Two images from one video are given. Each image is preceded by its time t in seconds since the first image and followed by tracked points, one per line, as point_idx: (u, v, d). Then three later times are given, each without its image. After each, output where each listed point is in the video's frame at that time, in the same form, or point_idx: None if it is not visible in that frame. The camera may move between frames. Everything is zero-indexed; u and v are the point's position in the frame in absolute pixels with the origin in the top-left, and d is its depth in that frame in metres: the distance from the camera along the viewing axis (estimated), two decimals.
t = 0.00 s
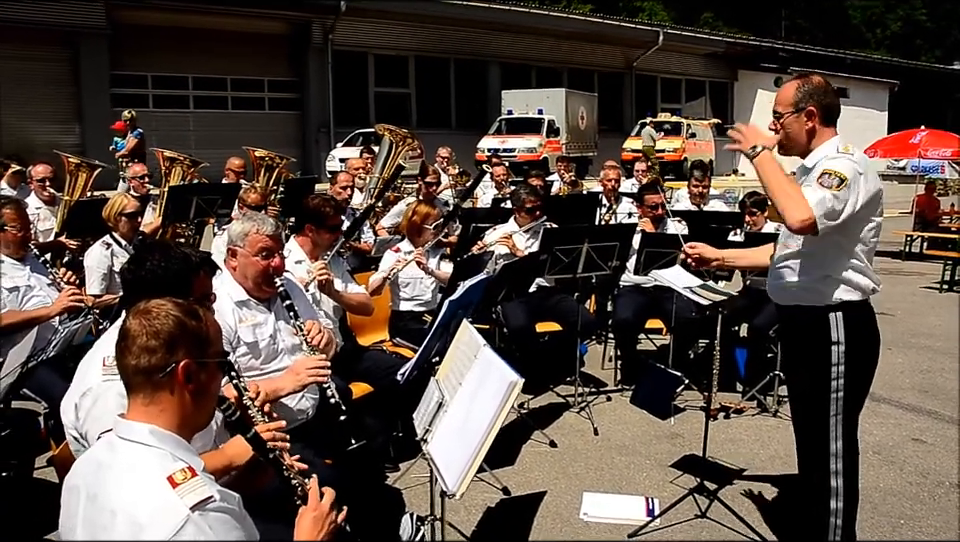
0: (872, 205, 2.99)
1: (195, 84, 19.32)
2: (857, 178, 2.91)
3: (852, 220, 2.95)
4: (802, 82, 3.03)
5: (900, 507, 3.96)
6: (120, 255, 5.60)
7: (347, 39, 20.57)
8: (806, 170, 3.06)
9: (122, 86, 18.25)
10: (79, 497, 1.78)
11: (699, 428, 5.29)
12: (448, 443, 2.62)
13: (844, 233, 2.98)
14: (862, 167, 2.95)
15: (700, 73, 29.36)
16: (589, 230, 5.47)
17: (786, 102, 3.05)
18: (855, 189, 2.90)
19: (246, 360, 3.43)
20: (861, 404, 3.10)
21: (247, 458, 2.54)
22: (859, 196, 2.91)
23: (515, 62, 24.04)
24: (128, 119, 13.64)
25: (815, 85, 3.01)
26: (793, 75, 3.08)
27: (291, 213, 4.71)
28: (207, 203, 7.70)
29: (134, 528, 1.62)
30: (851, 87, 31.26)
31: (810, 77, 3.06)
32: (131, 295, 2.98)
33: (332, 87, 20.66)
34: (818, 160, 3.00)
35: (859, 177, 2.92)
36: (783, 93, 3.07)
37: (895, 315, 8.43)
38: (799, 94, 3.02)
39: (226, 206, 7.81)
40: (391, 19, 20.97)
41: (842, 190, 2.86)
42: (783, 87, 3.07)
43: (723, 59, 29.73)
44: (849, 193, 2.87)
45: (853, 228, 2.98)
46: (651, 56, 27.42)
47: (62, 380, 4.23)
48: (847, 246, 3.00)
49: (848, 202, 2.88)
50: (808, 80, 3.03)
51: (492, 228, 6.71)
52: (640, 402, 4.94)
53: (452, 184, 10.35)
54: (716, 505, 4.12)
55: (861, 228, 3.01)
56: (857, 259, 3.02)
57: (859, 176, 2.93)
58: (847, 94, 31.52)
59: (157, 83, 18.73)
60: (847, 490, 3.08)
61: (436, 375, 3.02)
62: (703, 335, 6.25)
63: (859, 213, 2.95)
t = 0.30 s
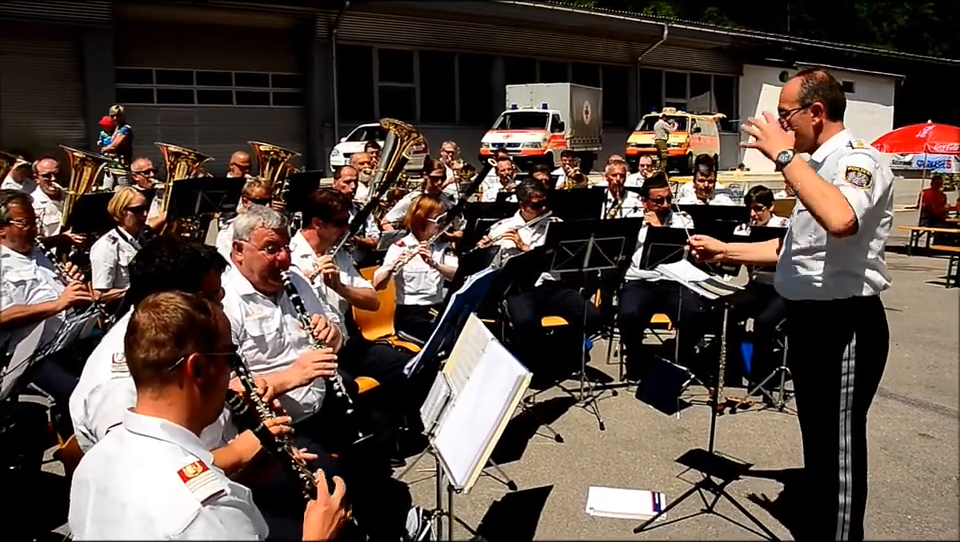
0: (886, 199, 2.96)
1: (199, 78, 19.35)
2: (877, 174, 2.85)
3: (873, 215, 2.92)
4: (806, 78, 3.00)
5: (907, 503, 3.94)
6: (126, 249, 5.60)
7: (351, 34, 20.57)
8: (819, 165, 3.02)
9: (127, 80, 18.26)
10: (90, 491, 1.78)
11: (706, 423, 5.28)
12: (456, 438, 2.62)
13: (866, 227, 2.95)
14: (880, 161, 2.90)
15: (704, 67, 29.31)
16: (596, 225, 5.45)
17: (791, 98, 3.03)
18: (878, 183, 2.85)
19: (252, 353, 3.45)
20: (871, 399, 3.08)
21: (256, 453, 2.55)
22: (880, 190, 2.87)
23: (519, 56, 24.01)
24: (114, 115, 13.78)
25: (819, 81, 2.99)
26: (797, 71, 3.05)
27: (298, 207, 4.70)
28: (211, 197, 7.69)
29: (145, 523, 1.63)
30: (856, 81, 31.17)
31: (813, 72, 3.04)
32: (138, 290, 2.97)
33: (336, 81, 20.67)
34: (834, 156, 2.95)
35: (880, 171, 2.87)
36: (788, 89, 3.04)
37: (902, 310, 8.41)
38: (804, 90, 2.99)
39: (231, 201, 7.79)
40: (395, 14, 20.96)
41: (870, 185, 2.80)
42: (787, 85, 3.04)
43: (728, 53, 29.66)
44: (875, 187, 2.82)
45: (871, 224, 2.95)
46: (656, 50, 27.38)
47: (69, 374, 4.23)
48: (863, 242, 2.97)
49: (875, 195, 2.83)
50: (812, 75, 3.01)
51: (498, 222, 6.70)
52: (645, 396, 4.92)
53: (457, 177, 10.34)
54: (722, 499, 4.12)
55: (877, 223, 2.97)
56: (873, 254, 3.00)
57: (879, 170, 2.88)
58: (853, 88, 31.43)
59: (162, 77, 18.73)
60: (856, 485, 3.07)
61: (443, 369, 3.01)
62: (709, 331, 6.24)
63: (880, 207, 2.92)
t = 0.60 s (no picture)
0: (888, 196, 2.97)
1: (205, 78, 19.37)
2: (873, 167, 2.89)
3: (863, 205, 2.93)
4: (826, 73, 2.99)
5: (917, 504, 3.93)
6: (135, 250, 5.61)
7: (357, 33, 20.58)
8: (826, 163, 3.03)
9: (133, 80, 18.29)
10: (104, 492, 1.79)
11: (714, 423, 5.28)
12: (467, 437, 2.62)
13: (862, 222, 2.96)
14: (878, 154, 2.93)
15: (711, 66, 29.28)
16: (604, 225, 5.46)
17: (809, 93, 3.01)
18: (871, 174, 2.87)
19: (262, 353, 3.45)
20: (882, 399, 3.07)
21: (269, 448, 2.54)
22: (875, 182, 2.88)
23: (525, 56, 24.00)
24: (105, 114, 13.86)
25: (841, 77, 2.96)
26: (818, 66, 3.04)
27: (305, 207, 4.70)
28: (219, 197, 7.71)
29: (158, 524, 1.63)
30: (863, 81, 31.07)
31: (834, 70, 3.03)
32: (146, 292, 2.94)
33: (342, 80, 20.68)
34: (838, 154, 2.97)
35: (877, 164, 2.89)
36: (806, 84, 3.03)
37: (910, 310, 8.38)
38: (822, 86, 2.98)
39: (239, 200, 7.79)
40: (401, 14, 20.97)
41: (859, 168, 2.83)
42: (807, 77, 3.03)
43: (734, 52, 29.60)
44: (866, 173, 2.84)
45: (868, 220, 2.96)
46: (662, 50, 27.34)
47: (79, 374, 4.23)
48: (860, 234, 2.97)
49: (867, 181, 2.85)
50: (834, 71, 2.99)
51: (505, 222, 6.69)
52: (653, 396, 4.93)
53: (464, 177, 10.32)
54: (731, 500, 4.11)
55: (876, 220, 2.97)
56: (876, 252, 2.99)
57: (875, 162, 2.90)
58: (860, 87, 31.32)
59: (168, 77, 18.76)
60: (866, 486, 3.06)
61: (454, 368, 3.01)
62: (717, 331, 6.25)
63: (875, 199, 2.93)
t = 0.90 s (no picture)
0: (904, 203, 2.96)
1: (211, 79, 19.41)
2: (892, 177, 2.88)
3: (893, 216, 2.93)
4: (844, 75, 3.00)
5: (928, 507, 3.92)
6: (144, 250, 5.63)
7: (363, 35, 20.60)
8: (839, 166, 3.03)
9: (140, 82, 18.35)
10: (119, 494, 1.81)
11: (722, 425, 5.27)
12: (481, 439, 2.63)
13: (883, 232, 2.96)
14: (894, 165, 2.90)
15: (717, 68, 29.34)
16: (612, 226, 5.45)
17: (824, 93, 3.02)
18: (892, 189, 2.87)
19: (272, 355, 3.46)
20: (892, 402, 3.07)
21: (281, 448, 2.61)
22: (894, 194, 2.88)
23: (531, 57, 24.02)
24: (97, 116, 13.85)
25: (857, 81, 2.98)
26: (835, 68, 3.04)
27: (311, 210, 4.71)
28: (227, 199, 7.74)
29: (173, 528, 1.63)
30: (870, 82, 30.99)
31: (851, 72, 3.03)
32: (151, 296, 2.91)
33: (348, 82, 20.70)
34: (853, 157, 2.96)
35: (895, 174, 2.89)
36: (821, 84, 3.04)
37: (918, 312, 8.35)
38: (838, 87, 2.99)
39: (247, 201, 7.83)
40: (407, 16, 21.00)
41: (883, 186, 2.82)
42: (823, 78, 3.04)
43: (740, 54, 29.58)
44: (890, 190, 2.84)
45: (890, 229, 2.97)
46: (668, 52, 27.35)
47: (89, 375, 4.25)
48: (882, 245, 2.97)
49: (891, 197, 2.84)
50: (850, 74, 3.00)
51: (512, 223, 6.68)
52: (661, 398, 4.93)
53: (471, 178, 10.29)
54: (741, 502, 4.10)
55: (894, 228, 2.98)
56: (892, 258, 2.98)
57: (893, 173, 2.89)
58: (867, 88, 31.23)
59: (174, 79, 18.82)
60: (877, 488, 3.04)
61: (466, 370, 3.01)
62: (725, 333, 6.24)
63: (896, 208, 2.93)
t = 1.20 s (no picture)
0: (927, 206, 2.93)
1: (223, 83, 19.52)
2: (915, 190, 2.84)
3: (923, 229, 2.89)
4: (861, 73, 2.99)
5: (948, 507, 3.89)
6: (160, 252, 5.68)
7: (373, 37, 20.65)
8: (856, 165, 3.01)
9: (152, 86, 18.47)
10: (142, 499, 1.81)
11: (738, 425, 5.26)
12: (500, 439, 2.64)
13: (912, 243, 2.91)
14: (913, 167, 2.86)
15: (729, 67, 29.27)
16: (626, 226, 5.46)
17: (841, 91, 3.02)
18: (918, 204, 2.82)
19: (290, 357, 3.48)
20: (910, 401, 3.06)
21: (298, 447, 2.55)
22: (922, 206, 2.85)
23: (541, 58, 24.03)
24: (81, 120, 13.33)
25: (874, 79, 2.97)
26: (853, 66, 3.03)
27: (322, 211, 4.73)
28: (241, 202, 7.79)
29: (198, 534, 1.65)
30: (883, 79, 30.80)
31: (869, 70, 3.02)
32: (165, 299, 2.94)
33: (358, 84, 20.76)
34: (869, 159, 2.93)
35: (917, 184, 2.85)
36: (839, 82, 3.03)
37: (934, 311, 8.30)
38: (855, 85, 2.99)
39: (260, 204, 7.89)
40: (417, 17, 21.05)
41: (910, 209, 2.78)
42: (841, 76, 3.03)
43: (751, 52, 29.49)
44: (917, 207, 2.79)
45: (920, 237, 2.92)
46: (679, 51, 27.29)
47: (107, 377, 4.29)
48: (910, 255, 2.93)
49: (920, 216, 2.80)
50: (867, 71, 3.00)
51: (528, 223, 6.70)
52: (677, 398, 4.92)
53: (483, 180, 10.30)
54: (757, 502, 4.09)
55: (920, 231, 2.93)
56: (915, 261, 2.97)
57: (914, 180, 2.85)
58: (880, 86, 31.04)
59: (186, 82, 18.92)
60: (896, 488, 3.02)
61: (484, 370, 3.02)
62: (739, 333, 6.23)
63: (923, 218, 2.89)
